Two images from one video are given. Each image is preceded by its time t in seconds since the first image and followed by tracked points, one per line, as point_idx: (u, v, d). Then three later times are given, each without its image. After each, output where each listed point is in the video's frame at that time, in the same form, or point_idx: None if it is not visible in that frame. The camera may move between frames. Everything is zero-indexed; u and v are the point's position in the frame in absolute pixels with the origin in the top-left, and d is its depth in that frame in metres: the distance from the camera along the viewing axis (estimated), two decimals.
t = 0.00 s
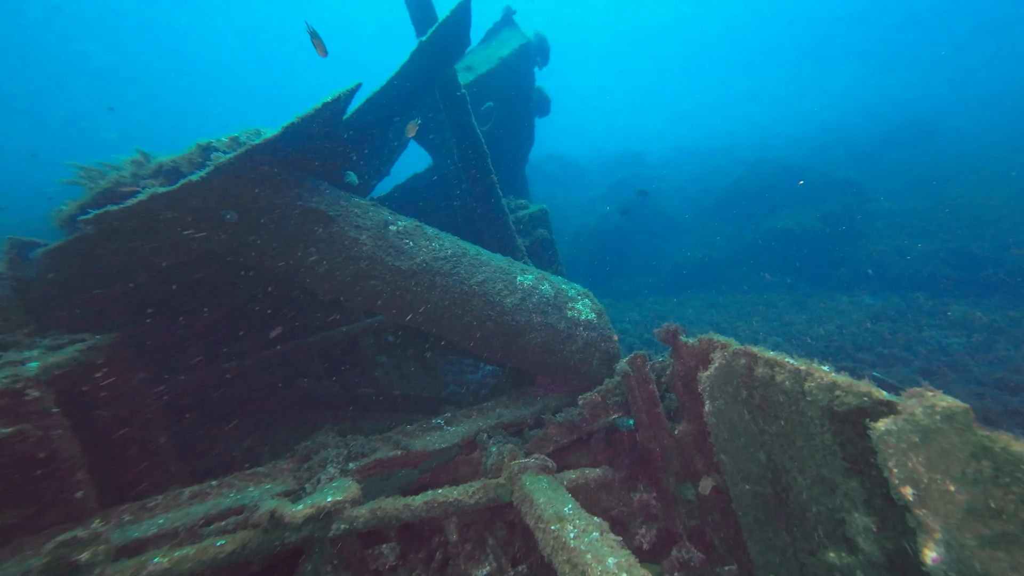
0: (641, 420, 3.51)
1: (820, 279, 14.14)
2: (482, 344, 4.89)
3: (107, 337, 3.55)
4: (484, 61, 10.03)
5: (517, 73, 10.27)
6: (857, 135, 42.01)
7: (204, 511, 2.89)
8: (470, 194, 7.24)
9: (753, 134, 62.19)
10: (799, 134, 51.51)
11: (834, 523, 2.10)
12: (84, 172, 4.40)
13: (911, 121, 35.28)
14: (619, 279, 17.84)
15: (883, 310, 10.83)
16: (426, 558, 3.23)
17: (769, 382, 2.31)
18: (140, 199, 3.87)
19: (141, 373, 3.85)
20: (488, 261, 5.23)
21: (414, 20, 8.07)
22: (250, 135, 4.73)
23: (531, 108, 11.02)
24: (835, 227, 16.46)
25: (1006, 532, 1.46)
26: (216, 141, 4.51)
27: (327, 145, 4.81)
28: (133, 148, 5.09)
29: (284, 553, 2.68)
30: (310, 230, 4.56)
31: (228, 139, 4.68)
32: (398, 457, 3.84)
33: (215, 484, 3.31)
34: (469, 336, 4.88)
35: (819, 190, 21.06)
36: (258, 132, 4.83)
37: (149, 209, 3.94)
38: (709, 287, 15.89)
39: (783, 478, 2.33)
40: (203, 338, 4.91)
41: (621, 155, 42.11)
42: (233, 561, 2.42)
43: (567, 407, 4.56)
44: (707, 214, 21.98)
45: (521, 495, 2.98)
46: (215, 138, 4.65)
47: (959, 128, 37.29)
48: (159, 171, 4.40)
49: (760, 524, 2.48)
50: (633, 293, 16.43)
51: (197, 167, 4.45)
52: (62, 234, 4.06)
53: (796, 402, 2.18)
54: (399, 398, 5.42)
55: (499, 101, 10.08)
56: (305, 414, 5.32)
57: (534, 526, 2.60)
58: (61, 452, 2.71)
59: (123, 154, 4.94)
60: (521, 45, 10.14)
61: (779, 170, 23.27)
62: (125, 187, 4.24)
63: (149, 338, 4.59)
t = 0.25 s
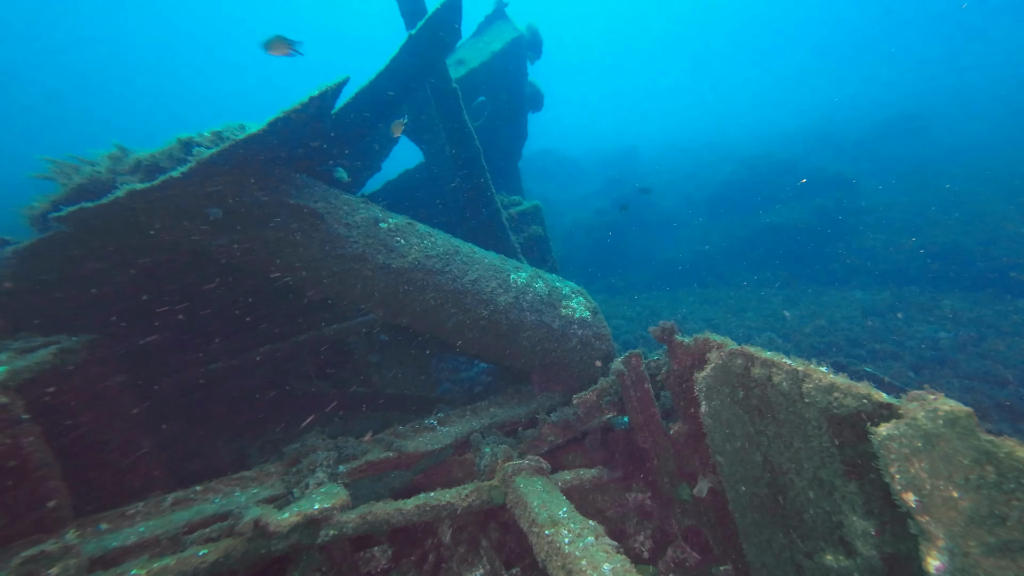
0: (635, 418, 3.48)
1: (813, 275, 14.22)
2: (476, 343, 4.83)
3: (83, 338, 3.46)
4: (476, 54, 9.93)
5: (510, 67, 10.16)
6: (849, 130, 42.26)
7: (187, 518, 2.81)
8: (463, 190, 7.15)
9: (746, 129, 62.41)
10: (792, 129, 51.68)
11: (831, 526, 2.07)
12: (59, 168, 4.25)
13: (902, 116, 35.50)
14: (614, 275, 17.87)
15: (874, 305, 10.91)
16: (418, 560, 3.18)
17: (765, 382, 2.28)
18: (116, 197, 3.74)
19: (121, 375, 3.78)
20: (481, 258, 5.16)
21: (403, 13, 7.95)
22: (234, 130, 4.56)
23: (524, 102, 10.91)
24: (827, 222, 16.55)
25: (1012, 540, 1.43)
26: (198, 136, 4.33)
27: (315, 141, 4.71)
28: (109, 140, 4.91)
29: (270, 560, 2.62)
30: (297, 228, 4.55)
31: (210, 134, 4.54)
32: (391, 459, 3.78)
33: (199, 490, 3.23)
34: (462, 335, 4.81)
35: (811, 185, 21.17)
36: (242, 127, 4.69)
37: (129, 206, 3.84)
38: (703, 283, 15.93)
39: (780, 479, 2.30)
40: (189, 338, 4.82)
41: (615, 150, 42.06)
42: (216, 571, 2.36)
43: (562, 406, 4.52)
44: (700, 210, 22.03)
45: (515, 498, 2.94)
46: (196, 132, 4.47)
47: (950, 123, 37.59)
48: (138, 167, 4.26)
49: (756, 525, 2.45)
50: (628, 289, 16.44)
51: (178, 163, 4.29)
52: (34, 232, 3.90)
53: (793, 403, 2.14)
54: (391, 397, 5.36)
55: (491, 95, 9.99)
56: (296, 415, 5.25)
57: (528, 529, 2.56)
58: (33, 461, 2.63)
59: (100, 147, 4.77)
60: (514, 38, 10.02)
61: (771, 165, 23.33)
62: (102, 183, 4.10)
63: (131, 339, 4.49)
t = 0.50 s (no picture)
0: (630, 418, 3.44)
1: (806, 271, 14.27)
2: (470, 342, 4.78)
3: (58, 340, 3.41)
4: (469, 49, 9.84)
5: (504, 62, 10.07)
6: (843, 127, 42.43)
7: (170, 525, 2.75)
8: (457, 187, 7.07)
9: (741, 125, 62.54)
10: (786, 125, 51.81)
11: (828, 530, 2.03)
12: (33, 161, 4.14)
13: (895, 112, 35.66)
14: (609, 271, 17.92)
15: (867, 301, 10.96)
16: (411, 562, 3.14)
17: (762, 384, 2.25)
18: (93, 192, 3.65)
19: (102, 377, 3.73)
20: (475, 256, 5.10)
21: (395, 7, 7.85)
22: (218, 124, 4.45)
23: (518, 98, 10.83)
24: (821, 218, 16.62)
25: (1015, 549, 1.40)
26: (181, 130, 4.21)
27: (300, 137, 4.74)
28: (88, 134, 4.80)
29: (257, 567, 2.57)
30: (286, 226, 4.50)
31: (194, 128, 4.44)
32: (383, 461, 3.73)
33: (184, 495, 3.16)
34: (456, 334, 4.76)
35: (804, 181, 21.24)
36: (228, 122, 4.58)
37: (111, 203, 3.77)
38: (698, 279, 15.95)
39: (776, 482, 2.27)
40: (176, 337, 4.75)
41: (610, 146, 41.99)
42: None
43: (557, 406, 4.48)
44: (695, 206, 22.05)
45: (509, 501, 2.90)
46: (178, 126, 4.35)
47: (943, 119, 37.80)
48: (118, 162, 4.15)
49: (753, 528, 2.42)
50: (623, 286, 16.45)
51: (159, 159, 4.18)
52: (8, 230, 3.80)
53: (790, 405, 2.12)
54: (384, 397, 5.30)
55: (484, 90, 9.90)
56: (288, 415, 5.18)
57: (522, 534, 2.52)
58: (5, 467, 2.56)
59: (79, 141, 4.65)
60: (507, 32, 9.93)
61: (765, 161, 23.37)
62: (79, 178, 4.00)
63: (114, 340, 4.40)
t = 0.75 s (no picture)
0: (626, 419, 3.40)
1: (801, 269, 14.30)
2: (464, 342, 4.71)
3: (37, 340, 3.38)
4: (463, 43, 9.73)
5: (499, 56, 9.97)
6: (838, 123, 42.56)
7: (154, 531, 2.68)
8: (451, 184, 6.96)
9: (736, 122, 62.68)
10: (781, 122, 51.93)
11: (828, 537, 1.99)
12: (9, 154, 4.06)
13: (889, 109, 35.83)
14: (605, 269, 17.87)
15: (862, 298, 11.00)
16: (404, 566, 3.08)
17: (762, 388, 2.20)
18: (72, 186, 3.58)
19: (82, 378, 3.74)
20: (469, 254, 5.03)
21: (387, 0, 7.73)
22: (201, 118, 4.47)
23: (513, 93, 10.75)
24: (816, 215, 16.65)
25: None
26: (165, 124, 4.22)
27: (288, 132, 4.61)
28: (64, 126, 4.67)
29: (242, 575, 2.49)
30: (273, 223, 4.41)
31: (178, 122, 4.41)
32: (376, 463, 3.67)
33: (168, 499, 3.08)
34: (450, 334, 4.69)
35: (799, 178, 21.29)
36: (213, 115, 4.55)
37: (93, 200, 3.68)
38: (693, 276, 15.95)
39: (775, 486, 2.22)
40: (163, 335, 4.66)
41: (605, 142, 41.93)
42: None
43: (552, 406, 4.43)
44: (691, 203, 22.07)
45: (503, 505, 2.84)
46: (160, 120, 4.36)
47: (937, 116, 38.00)
48: (98, 156, 4.08)
49: (752, 533, 2.38)
50: (619, 283, 16.42)
51: (143, 152, 4.17)
52: None
53: (790, 409, 2.07)
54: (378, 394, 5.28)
55: (479, 86, 9.81)
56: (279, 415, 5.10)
57: (517, 540, 2.47)
58: None
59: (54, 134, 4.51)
60: (502, 26, 9.82)
61: (760, 157, 23.40)
62: (57, 172, 3.93)
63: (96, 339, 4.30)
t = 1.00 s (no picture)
0: (624, 420, 3.36)
1: (799, 267, 14.29)
2: (459, 342, 4.65)
3: (22, 339, 3.41)
4: (460, 38, 9.63)
5: (496, 52, 9.89)
6: (837, 121, 42.55)
7: (140, 537, 2.63)
8: (447, 181, 6.88)
9: (734, 119, 62.64)
10: (779, 119, 51.88)
11: (829, 546, 1.94)
12: None
13: (887, 107, 35.83)
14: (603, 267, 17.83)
15: (859, 296, 10.99)
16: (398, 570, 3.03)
17: (762, 393, 2.16)
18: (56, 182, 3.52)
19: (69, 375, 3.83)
20: (466, 253, 4.97)
21: None
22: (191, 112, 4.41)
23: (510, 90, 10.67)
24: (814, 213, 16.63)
25: None
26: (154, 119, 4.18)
27: (278, 129, 4.66)
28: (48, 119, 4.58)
29: None
30: (266, 221, 4.38)
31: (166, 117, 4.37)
32: (370, 465, 3.61)
33: (156, 504, 3.02)
34: (446, 334, 4.63)
35: (797, 176, 21.30)
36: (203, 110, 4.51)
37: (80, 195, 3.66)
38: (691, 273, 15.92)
39: (775, 493, 2.18)
40: (154, 334, 4.59)
41: (603, 139, 41.82)
42: None
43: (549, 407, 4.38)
44: (689, 200, 22.03)
45: (498, 510, 2.79)
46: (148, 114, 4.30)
47: (935, 114, 38.02)
48: (83, 151, 4.02)
49: (751, 540, 2.33)
50: (617, 281, 16.37)
51: (130, 148, 4.12)
52: None
53: (791, 415, 2.03)
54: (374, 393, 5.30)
55: (476, 82, 9.72)
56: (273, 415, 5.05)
57: (512, 546, 2.42)
58: None
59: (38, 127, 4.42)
60: (499, 22, 9.73)
61: (758, 154, 23.38)
62: (39, 166, 3.86)
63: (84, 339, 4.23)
